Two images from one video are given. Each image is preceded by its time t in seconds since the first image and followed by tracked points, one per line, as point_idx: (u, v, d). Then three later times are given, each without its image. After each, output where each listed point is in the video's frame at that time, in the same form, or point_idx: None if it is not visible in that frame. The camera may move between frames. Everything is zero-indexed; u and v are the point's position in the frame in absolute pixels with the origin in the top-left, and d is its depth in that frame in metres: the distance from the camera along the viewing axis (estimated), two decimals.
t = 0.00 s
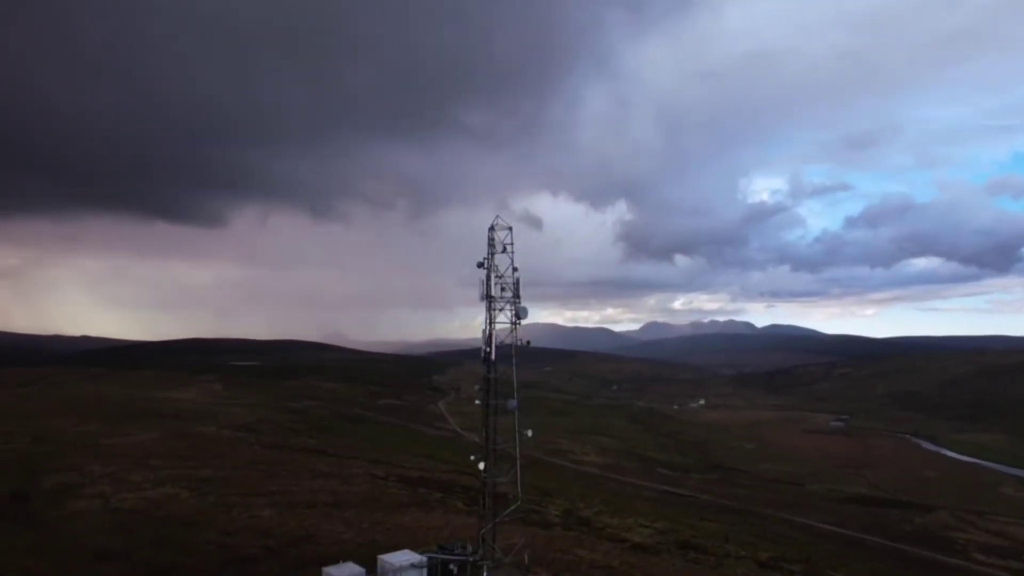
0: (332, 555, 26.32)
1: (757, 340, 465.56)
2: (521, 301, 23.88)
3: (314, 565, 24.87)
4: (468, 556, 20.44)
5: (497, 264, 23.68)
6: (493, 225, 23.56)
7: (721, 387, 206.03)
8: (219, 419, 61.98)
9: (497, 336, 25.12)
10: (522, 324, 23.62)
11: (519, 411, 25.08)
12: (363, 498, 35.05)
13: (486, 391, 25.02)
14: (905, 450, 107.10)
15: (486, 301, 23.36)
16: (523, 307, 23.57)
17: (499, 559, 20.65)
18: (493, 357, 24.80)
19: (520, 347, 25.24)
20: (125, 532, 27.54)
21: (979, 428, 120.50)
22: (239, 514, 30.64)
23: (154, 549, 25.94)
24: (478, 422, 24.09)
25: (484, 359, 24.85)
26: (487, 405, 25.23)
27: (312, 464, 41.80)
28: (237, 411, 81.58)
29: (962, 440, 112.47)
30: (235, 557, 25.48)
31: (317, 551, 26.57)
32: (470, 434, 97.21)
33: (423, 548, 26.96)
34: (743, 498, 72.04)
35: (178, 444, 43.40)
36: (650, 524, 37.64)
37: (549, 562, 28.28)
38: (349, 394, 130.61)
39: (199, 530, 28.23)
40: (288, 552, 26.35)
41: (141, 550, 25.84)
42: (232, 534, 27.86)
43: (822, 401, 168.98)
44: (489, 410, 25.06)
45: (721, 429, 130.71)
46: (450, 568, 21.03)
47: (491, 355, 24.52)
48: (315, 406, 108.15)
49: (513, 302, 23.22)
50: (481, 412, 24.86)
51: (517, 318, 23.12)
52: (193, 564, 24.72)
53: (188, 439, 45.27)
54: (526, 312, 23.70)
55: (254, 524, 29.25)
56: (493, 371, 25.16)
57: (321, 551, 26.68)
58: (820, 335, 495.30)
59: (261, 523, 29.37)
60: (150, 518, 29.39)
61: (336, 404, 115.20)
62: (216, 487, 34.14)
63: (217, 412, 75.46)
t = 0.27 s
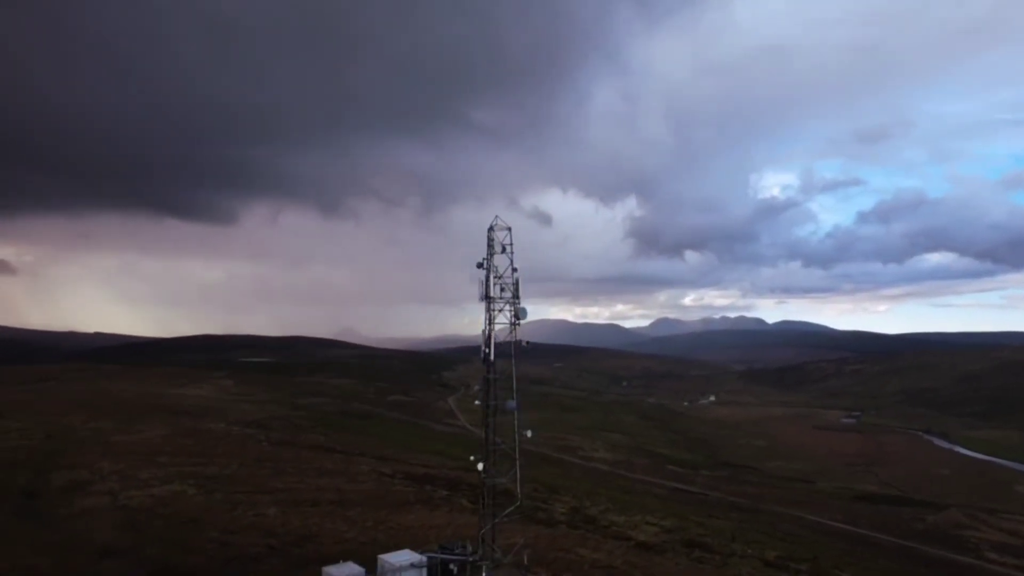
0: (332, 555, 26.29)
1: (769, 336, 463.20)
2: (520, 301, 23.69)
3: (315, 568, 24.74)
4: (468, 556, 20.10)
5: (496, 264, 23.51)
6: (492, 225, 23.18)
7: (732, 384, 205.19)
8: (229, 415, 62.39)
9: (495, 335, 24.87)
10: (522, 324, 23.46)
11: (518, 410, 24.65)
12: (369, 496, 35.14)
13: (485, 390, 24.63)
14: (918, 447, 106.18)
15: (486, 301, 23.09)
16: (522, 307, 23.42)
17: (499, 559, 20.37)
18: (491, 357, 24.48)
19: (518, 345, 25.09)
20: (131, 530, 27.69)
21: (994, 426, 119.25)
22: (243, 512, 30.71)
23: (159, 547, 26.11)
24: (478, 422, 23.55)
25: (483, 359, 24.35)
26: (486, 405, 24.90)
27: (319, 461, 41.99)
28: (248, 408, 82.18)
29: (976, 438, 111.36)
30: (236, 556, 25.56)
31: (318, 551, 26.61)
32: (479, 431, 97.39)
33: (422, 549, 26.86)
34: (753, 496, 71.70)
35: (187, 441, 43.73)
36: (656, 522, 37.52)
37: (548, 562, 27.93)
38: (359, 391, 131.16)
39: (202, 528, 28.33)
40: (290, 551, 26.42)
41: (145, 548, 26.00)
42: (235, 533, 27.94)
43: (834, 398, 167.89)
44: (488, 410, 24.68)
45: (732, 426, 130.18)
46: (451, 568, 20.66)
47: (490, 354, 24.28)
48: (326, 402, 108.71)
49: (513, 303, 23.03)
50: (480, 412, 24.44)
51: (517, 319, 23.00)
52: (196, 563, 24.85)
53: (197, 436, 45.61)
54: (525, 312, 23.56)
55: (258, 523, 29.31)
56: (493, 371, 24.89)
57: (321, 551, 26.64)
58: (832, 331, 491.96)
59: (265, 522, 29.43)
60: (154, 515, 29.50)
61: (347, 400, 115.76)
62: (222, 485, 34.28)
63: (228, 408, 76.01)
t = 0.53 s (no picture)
0: (332, 554, 26.34)
1: (782, 332, 460.93)
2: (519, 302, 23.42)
3: (319, 566, 24.79)
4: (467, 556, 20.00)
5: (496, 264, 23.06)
6: (492, 226, 22.79)
7: (744, 379, 204.35)
8: (242, 411, 63.05)
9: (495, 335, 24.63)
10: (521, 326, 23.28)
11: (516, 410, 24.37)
12: (376, 492, 35.33)
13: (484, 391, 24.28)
14: (933, 444, 105.28)
15: (487, 303, 22.77)
16: (521, 309, 23.22)
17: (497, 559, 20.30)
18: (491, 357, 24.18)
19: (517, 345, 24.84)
20: (137, 527, 27.97)
21: (1011, 423, 117.92)
22: (249, 509, 30.89)
23: (164, 545, 26.34)
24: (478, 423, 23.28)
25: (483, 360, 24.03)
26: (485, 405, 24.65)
27: (329, 457, 42.33)
28: (261, 403, 82.94)
29: (992, 435, 110.22)
30: (239, 554, 25.73)
31: (320, 548, 26.72)
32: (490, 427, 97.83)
33: (422, 548, 26.78)
34: (764, 492, 71.44)
35: (199, 436, 44.25)
36: (664, 519, 37.40)
37: (549, 562, 27.75)
38: (371, 386, 131.94)
39: (208, 526, 28.49)
40: (292, 549, 26.52)
41: (151, 546, 26.25)
42: (240, 530, 28.13)
43: (848, 394, 166.80)
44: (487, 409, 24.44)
45: (744, 422, 129.79)
46: (450, 567, 20.58)
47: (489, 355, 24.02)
48: (337, 397, 109.48)
49: (512, 304, 22.80)
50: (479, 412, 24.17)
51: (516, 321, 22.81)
52: (200, 560, 25.06)
53: (209, 432, 46.08)
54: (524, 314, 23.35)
55: (263, 520, 29.49)
56: (493, 371, 24.76)
57: (322, 549, 26.75)
58: (845, 327, 488.56)
59: (271, 519, 29.60)
60: (160, 512, 29.72)
61: (358, 396, 116.51)
62: (231, 481, 34.60)
63: (241, 404, 76.78)
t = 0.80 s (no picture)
0: (335, 552, 26.45)
1: (796, 327, 457.84)
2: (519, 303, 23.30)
3: (322, 564, 24.94)
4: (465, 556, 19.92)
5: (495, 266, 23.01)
6: (491, 227, 22.77)
7: (757, 375, 203.36)
8: (254, 407, 63.64)
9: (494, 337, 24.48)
10: (519, 327, 23.34)
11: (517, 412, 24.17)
12: (382, 490, 35.47)
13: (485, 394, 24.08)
14: (948, 441, 104.33)
15: (487, 304, 22.66)
16: (520, 310, 23.29)
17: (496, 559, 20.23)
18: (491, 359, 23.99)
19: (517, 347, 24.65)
20: (144, 524, 28.19)
21: None
22: (255, 507, 31.09)
23: (169, 542, 26.55)
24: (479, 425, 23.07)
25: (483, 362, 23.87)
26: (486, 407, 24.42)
27: (337, 453, 42.59)
28: (274, 399, 83.65)
29: (1009, 432, 109.06)
30: (243, 552, 25.91)
31: (323, 547, 26.84)
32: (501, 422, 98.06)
33: (422, 548, 26.70)
34: (775, 489, 71.19)
35: (210, 432, 44.71)
36: (672, 517, 37.25)
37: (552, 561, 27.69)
38: (383, 382, 132.60)
39: (213, 523, 28.70)
40: (296, 547, 26.67)
41: (156, 543, 26.47)
42: (245, 528, 28.31)
43: (862, 390, 165.58)
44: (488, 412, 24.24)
45: (756, 418, 129.22)
46: (449, 567, 20.56)
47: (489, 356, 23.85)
48: (349, 393, 110.12)
49: (512, 304, 22.75)
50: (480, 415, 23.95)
51: (514, 321, 22.84)
52: (205, 558, 25.21)
53: (220, 428, 46.54)
54: (523, 315, 23.25)
55: (268, 518, 29.66)
56: (493, 371, 24.71)
57: (326, 547, 26.87)
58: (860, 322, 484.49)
59: (275, 517, 29.77)
60: (167, 509, 30.00)
61: (370, 391, 117.15)
62: (239, 478, 34.90)
63: (254, 399, 77.52)
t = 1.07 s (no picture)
0: (336, 552, 26.41)
1: (807, 323, 455.25)
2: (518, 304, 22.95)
3: (324, 563, 24.86)
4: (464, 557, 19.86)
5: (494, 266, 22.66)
6: (490, 227, 22.43)
7: (767, 371, 202.45)
8: (264, 403, 64.00)
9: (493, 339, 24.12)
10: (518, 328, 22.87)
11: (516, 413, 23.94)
12: (387, 488, 35.49)
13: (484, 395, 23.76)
14: (961, 438, 103.38)
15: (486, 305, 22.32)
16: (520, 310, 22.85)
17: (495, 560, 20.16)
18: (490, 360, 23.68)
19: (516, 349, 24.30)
20: (149, 522, 28.36)
21: None
22: (260, 505, 31.14)
23: (173, 540, 26.69)
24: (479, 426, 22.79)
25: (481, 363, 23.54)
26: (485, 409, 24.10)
27: (344, 450, 42.70)
28: (284, 396, 84.14)
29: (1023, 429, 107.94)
30: (246, 552, 25.94)
31: (325, 546, 26.83)
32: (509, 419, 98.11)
33: (423, 548, 26.65)
34: (785, 487, 70.83)
35: (219, 429, 44.97)
36: (678, 515, 37.08)
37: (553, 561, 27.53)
38: (392, 378, 133.10)
39: (218, 522, 28.77)
40: (298, 546, 26.68)
41: (160, 542, 26.55)
42: (249, 527, 28.36)
43: (874, 387, 164.42)
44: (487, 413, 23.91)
45: (766, 415, 128.61)
46: (448, 568, 20.50)
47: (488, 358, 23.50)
48: (359, 389, 110.57)
49: (511, 305, 22.42)
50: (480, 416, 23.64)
51: (513, 323, 22.42)
52: (208, 557, 25.32)
53: (229, 425, 46.80)
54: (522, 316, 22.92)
55: (272, 516, 29.75)
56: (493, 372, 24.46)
57: (328, 547, 26.85)
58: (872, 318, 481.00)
59: (279, 516, 29.81)
60: (172, 507, 30.11)
61: (380, 387, 117.61)
62: (245, 477, 35.02)
63: (264, 396, 78.03)
